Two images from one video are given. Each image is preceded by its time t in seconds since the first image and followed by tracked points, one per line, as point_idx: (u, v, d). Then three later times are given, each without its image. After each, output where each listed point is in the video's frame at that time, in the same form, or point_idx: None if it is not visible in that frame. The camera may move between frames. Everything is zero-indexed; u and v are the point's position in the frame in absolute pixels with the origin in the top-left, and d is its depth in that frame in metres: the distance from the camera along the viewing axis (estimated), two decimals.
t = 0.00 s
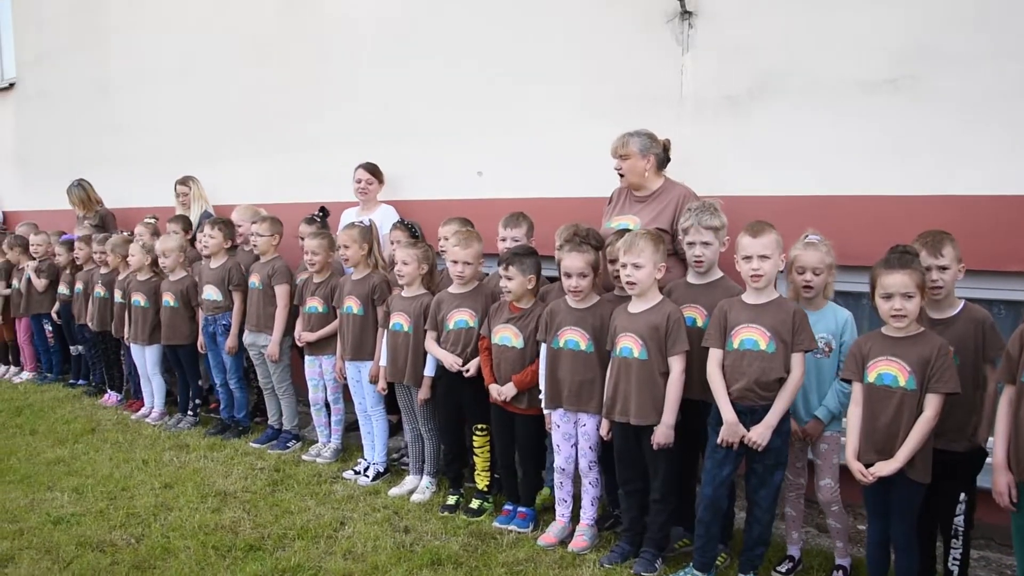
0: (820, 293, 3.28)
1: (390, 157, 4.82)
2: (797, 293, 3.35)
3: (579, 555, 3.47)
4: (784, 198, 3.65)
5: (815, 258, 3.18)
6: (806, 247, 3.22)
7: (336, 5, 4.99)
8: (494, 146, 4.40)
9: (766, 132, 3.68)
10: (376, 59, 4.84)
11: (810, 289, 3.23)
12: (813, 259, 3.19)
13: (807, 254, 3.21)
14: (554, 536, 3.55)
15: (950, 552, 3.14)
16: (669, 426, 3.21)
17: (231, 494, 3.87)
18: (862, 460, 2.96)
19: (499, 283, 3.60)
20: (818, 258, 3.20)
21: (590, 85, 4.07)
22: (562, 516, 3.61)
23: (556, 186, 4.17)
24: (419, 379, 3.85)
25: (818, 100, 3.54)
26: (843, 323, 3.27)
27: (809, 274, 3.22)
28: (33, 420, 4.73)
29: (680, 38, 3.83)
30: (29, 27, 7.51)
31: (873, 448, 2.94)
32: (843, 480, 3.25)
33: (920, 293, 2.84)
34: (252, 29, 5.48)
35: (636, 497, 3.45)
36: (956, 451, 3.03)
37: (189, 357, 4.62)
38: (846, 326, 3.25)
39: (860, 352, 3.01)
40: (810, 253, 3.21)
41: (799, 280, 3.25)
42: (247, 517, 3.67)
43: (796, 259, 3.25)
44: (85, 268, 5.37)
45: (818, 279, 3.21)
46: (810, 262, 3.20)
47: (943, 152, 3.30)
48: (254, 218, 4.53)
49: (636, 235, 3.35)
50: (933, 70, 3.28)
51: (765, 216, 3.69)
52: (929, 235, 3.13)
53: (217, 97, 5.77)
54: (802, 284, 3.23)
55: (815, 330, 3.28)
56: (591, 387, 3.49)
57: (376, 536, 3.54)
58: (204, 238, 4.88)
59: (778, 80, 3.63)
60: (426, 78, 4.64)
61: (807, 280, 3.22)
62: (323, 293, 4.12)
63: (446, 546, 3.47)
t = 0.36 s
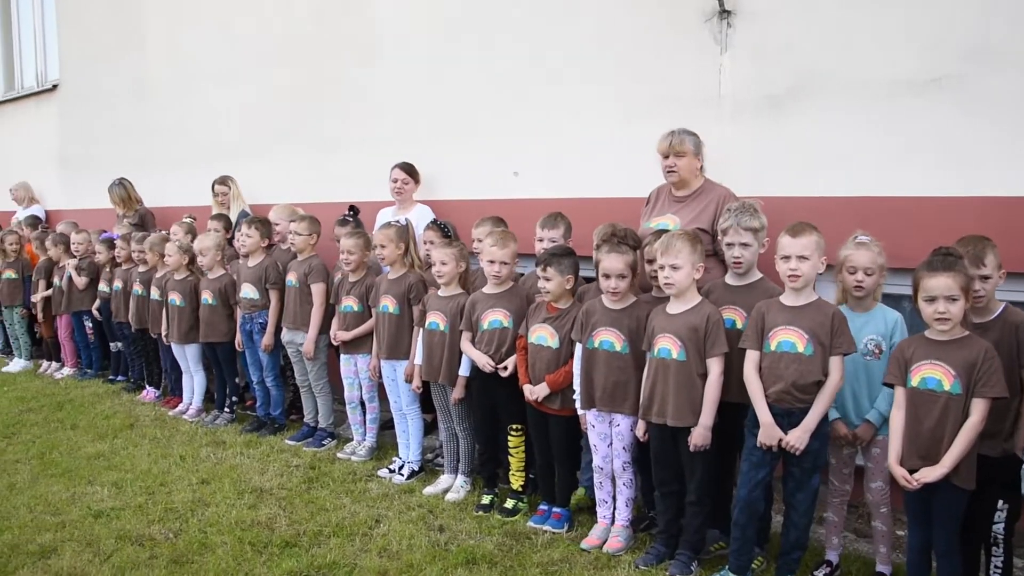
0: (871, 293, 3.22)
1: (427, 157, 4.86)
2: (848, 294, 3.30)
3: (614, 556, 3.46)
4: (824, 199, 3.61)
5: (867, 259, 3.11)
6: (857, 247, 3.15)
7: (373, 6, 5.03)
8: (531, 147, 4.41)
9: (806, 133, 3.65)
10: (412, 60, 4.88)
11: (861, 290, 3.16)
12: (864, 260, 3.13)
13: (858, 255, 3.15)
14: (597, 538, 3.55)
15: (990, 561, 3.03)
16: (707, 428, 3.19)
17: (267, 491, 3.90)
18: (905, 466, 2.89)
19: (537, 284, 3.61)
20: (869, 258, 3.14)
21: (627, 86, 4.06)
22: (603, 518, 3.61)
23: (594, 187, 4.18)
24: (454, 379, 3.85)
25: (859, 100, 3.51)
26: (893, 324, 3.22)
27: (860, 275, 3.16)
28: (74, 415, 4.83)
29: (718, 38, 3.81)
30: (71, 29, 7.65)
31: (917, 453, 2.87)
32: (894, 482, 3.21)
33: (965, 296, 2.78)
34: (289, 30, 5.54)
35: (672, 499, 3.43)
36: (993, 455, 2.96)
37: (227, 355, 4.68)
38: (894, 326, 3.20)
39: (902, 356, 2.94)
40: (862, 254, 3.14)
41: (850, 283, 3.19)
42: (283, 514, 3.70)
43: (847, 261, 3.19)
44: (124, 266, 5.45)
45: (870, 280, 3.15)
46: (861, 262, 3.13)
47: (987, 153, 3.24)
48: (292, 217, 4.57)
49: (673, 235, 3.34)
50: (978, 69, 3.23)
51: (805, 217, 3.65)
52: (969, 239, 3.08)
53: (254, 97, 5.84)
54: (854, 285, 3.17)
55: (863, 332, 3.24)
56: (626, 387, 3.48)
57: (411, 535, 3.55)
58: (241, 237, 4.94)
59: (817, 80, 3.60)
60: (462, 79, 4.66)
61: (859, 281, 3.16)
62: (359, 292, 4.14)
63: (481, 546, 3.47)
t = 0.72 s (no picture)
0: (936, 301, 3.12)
1: (463, 157, 4.87)
2: (912, 301, 3.16)
3: (650, 558, 3.45)
4: (865, 200, 3.57)
5: (934, 271, 3.01)
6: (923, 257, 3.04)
7: (409, 7, 5.06)
8: (567, 147, 4.41)
9: (846, 132, 3.60)
10: (448, 60, 4.90)
11: (926, 301, 3.07)
12: (931, 272, 3.02)
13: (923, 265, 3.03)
14: (632, 540, 3.52)
15: None
16: (744, 431, 3.17)
17: (304, 489, 3.92)
18: (948, 471, 2.83)
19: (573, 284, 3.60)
20: (935, 268, 3.03)
21: (664, 86, 4.04)
22: (639, 520, 3.58)
23: (632, 187, 4.17)
24: (492, 379, 3.86)
25: (901, 99, 3.45)
26: (959, 328, 3.09)
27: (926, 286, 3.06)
28: (114, 412, 4.92)
29: (757, 37, 3.77)
30: (112, 31, 7.79)
31: (961, 459, 2.81)
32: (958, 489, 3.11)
33: (1014, 300, 2.70)
34: (326, 31, 5.59)
35: (709, 502, 3.40)
36: None
37: (265, 354, 4.71)
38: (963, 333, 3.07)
39: (947, 359, 2.88)
40: (928, 265, 3.03)
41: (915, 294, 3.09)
42: (319, 512, 3.72)
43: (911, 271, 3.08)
44: (162, 264, 5.53)
45: (936, 291, 3.05)
46: (928, 274, 3.02)
47: None
48: (329, 216, 4.59)
49: (711, 237, 3.30)
50: None
51: (845, 219, 3.62)
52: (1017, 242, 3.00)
53: (291, 98, 5.90)
54: (920, 296, 3.07)
55: (929, 339, 3.10)
56: (660, 389, 3.46)
57: (446, 534, 3.55)
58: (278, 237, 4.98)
59: (857, 79, 3.55)
60: (497, 79, 4.67)
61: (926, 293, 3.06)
62: (396, 291, 4.17)
63: (517, 546, 3.47)
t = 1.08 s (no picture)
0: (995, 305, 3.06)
1: (500, 160, 4.89)
2: (970, 306, 3.09)
3: (687, 563, 3.42)
4: (907, 203, 3.50)
5: (995, 272, 2.96)
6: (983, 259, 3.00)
7: (446, 10, 5.09)
8: (604, 149, 4.40)
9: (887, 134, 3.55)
10: (484, 63, 4.91)
11: (986, 304, 3.01)
12: (992, 273, 2.97)
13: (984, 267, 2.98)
14: (669, 544, 3.49)
15: None
16: (784, 435, 3.13)
17: (340, 489, 3.94)
18: (993, 478, 2.78)
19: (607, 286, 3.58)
20: (995, 271, 2.98)
21: (701, 88, 4.02)
22: (675, 524, 3.56)
23: (669, 189, 4.15)
24: (528, 382, 3.87)
25: (943, 101, 3.39)
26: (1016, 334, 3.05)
27: (986, 288, 3.00)
28: (153, 411, 4.99)
29: (796, 39, 3.73)
30: (151, 35, 7.92)
31: (1007, 467, 2.74)
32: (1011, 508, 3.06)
33: None
34: (363, 34, 5.64)
35: (747, 507, 3.37)
36: None
37: (301, 355, 4.75)
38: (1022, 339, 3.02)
39: (992, 365, 2.81)
40: (988, 266, 2.98)
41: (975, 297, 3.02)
42: (355, 512, 3.74)
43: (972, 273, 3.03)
44: (200, 265, 5.59)
45: (996, 293, 2.99)
46: (988, 275, 2.97)
47: None
48: (366, 218, 4.62)
49: (750, 240, 3.27)
50: None
51: (887, 222, 3.56)
52: None
53: (328, 100, 5.95)
54: (982, 299, 3.00)
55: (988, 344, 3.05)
56: (701, 393, 3.43)
57: (482, 536, 3.55)
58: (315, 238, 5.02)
59: (898, 80, 3.49)
60: (533, 81, 4.68)
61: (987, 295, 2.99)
62: (433, 293, 4.20)
63: (553, 549, 3.46)
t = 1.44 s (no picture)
0: None
1: (535, 163, 4.89)
2: (1012, 307, 3.03)
3: (723, 569, 3.38)
4: (950, 206, 3.44)
5: None
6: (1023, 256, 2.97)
7: (484, 13, 5.10)
8: (640, 151, 4.39)
9: (929, 136, 3.49)
10: (521, 66, 4.92)
11: None
12: None
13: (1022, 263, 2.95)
14: (704, 549, 3.46)
15: None
16: (823, 439, 3.10)
17: (375, 490, 3.96)
18: None
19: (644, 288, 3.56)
20: None
21: (739, 90, 3.99)
22: (708, 528, 3.53)
23: (707, 192, 4.13)
24: (566, 385, 3.88)
25: (988, 102, 3.32)
26: None
27: None
28: (190, 411, 5.06)
29: (836, 40, 3.69)
30: (191, 40, 8.02)
31: None
32: None
33: None
34: (401, 38, 5.67)
35: (784, 513, 3.33)
36: None
37: (336, 355, 4.77)
38: None
39: None
40: None
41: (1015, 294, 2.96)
42: (390, 513, 3.75)
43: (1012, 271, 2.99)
44: (236, 267, 5.66)
45: None
46: None
47: None
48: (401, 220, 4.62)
49: (787, 244, 3.23)
50: None
51: (929, 225, 3.49)
52: None
53: (365, 103, 5.99)
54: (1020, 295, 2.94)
55: None
56: (737, 395, 3.41)
57: (517, 539, 3.54)
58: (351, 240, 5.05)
59: (941, 81, 3.43)
60: (570, 84, 4.67)
61: None
62: (468, 295, 4.21)
63: (587, 553, 3.44)
